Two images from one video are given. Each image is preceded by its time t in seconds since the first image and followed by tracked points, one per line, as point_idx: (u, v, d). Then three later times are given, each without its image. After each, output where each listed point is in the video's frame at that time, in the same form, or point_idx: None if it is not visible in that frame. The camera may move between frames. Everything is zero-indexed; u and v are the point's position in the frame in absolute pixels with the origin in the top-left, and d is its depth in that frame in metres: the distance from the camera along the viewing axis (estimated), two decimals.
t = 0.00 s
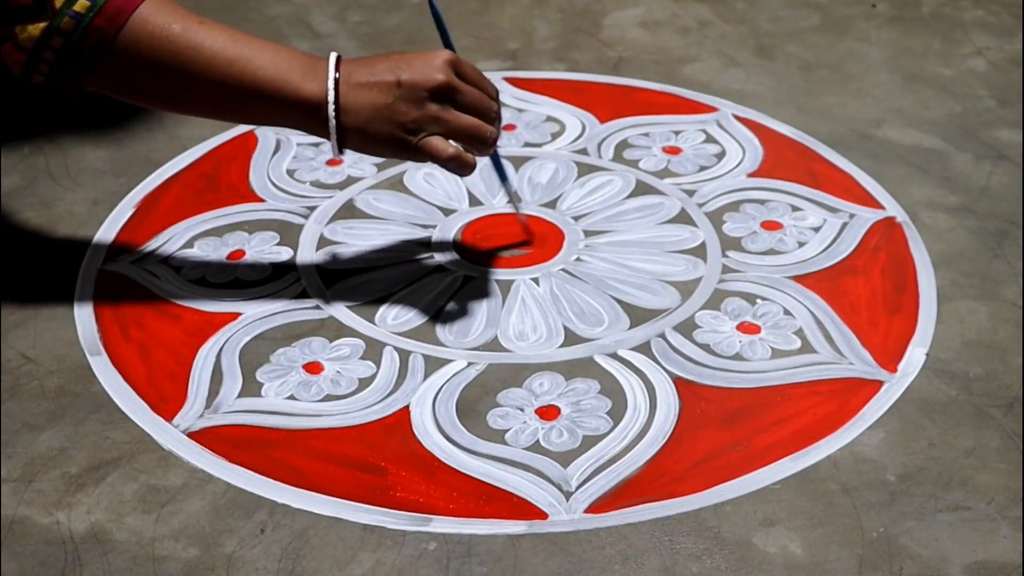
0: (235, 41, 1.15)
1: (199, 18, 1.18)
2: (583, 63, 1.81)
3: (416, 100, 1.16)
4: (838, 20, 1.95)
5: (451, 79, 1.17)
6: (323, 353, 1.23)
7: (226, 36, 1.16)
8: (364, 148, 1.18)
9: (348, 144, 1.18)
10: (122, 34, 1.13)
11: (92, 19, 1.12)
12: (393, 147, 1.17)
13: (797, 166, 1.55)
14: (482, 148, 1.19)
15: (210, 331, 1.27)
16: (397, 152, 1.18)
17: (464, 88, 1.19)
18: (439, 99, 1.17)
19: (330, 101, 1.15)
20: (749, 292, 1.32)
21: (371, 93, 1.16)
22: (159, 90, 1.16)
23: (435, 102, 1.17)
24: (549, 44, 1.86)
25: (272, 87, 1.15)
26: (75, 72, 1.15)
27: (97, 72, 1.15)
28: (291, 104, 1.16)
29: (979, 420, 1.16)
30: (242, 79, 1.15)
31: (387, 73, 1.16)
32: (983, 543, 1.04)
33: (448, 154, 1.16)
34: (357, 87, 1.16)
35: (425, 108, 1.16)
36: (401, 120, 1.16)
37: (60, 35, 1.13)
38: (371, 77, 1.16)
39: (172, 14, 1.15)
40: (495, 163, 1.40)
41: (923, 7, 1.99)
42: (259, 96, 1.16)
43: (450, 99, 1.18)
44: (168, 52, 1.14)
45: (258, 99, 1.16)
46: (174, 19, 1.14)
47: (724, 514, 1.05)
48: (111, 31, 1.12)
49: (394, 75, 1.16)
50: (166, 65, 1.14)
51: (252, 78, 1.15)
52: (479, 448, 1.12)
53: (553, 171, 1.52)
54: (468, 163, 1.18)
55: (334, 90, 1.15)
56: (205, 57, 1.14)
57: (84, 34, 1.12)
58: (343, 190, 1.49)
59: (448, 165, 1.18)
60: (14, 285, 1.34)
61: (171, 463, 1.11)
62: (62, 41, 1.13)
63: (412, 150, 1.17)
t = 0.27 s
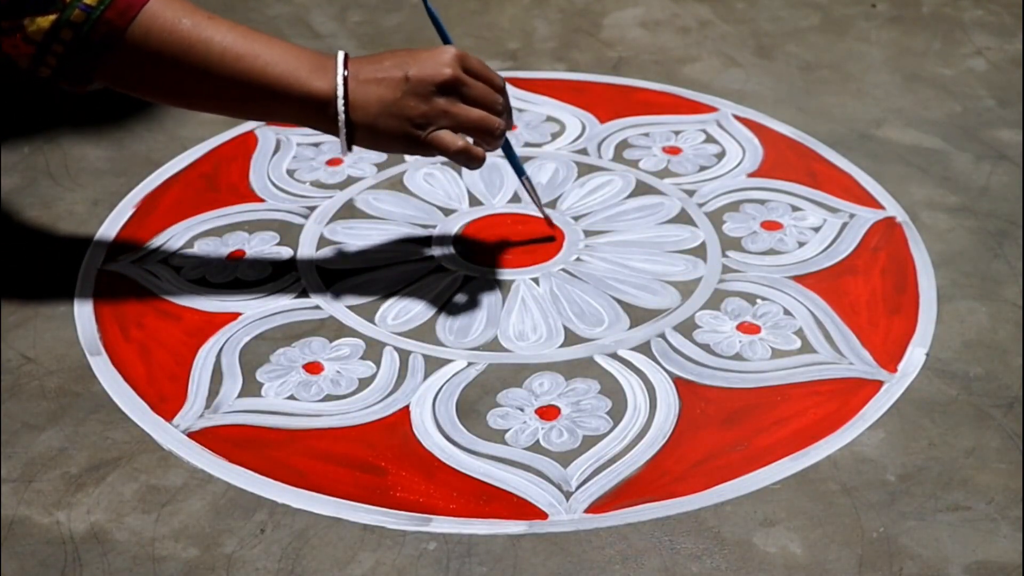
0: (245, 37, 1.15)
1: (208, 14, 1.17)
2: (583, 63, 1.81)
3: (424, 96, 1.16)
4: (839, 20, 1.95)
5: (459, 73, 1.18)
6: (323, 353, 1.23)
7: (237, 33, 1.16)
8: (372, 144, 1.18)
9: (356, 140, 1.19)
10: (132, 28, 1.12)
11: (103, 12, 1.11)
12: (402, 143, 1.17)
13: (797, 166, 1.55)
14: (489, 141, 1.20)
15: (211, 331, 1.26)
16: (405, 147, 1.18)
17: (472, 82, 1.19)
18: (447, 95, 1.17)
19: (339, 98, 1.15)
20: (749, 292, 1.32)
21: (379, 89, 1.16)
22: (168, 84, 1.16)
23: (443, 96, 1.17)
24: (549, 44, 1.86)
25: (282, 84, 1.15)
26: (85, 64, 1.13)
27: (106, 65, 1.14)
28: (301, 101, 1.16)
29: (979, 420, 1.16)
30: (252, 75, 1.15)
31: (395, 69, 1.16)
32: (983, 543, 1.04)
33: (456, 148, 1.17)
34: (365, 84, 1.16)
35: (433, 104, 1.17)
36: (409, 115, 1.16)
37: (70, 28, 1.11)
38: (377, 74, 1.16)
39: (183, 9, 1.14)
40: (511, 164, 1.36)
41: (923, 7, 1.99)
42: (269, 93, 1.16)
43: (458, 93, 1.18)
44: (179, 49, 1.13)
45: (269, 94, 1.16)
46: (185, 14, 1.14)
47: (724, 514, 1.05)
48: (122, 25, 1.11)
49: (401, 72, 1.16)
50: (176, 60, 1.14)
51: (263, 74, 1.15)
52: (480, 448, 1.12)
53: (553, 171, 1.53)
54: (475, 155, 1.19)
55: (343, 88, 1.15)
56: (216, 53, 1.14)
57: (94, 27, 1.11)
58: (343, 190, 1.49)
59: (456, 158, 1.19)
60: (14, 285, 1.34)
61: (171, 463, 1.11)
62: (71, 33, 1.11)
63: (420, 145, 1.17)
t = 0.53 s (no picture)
0: (253, 38, 1.15)
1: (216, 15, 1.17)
2: (583, 63, 1.81)
3: (432, 100, 1.16)
4: (838, 20, 1.95)
5: (467, 78, 1.18)
6: (323, 353, 1.23)
7: (244, 34, 1.15)
8: (380, 147, 1.18)
9: (364, 144, 1.18)
10: (139, 28, 1.12)
11: (110, 12, 1.11)
12: (410, 147, 1.17)
13: (797, 166, 1.55)
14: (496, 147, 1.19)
15: (211, 331, 1.26)
16: (412, 151, 1.18)
17: (479, 87, 1.19)
18: (456, 99, 1.17)
19: (347, 100, 1.15)
20: (749, 292, 1.32)
21: (388, 92, 1.16)
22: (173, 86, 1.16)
23: (452, 101, 1.17)
24: (549, 44, 1.86)
25: (288, 85, 1.15)
26: (90, 63, 1.14)
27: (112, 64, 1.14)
28: (307, 103, 1.16)
29: (979, 420, 1.16)
30: (259, 77, 1.15)
31: (403, 73, 1.16)
32: (984, 543, 1.04)
33: (465, 151, 1.17)
34: (373, 87, 1.16)
35: (441, 108, 1.16)
36: (417, 119, 1.16)
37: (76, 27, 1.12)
38: (386, 77, 1.16)
39: (190, 10, 1.14)
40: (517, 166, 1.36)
41: (923, 7, 1.99)
42: (275, 95, 1.15)
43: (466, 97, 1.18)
44: (185, 48, 1.13)
45: (274, 96, 1.16)
46: (192, 14, 1.14)
47: (724, 514, 1.05)
48: (129, 24, 1.12)
49: (409, 75, 1.16)
50: (183, 60, 1.14)
51: (269, 75, 1.15)
52: (479, 448, 1.12)
53: (553, 171, 1.53)
54: (483, 159, 1.18)
55: (351, 91, 1.15)
56: (223, 53, 1.14)
57: (101, 26, 1.12)
58: (342, 190, 1.49)
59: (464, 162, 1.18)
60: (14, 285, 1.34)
61: (171, 463, 1.11)
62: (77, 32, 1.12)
63: (428, 149, 1.17)
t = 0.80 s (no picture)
0: (242, 44, 1.15)
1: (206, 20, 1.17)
2: (583, 63, 1.81)
3: (422, 109, 1.16)
4: (838, 20, 1.95)
5: (457, 90, 1.18)
6: (323, 353, 1.23)
7: (233, 39, 1.15)
8: (367, 157, 1.18)
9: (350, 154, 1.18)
10: (128, 30, 1.12)
11: (99, 13, 1.11)
12: (396, 156, 1.17)
13: (797, 166, 1.55)
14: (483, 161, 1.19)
15: (211, 331, 1.27)
16: (399, 161, 1.17)
17: (470, 101, 1.19)
18: (446, 109, 1.18)
19: (336, 106, 1.14)
20: (749, 292, 1.32)
21: (377, 101, 1.16)
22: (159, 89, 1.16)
23: (441, 111, 1.17)
24: (548, 44, 1.86)
25: (276, 91, 1.15)
26: (79, 65, 1.14)
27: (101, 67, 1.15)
28: (294, 109, 1.15)
29: (979, 420, 1.16)
30: (246, 82, 1.15)
31: (393, 82, 1.17)
32: (984, 543, 1.04)
33: (451, 161, 1.16)
34: (363, 95, 1.16)
35: (430, 117, 1.16)
36: (405, 127, 1.16)
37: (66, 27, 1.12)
38: (377, 86, 1.17)
39: (180, 14, 1.15)
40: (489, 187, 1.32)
41: (923, 7, 1.99)
42: (262, 100, 1.15)
43: (455, 109, 1.18)
44: (173, 51, 1.13)
45: (261, 102, 1.15)
46: (182, 18, 1.14)
47: (724, 514, 1.05)
48: (117, 26, 1.12)
49: (400, 84, 1.17)
50: (171, 63, 1.14)
51: (257, 81, 1.15)
52: (479, 448, 1.12)
53: (553, 171, 1.52)
54: (470, 171, 1.17)
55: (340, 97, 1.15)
56: (210, 57, 1.14)
57: (90, 27, 1.12)
58: (342, 190, 1.49)
59: (449, 173, 1.18)
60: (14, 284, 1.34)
61: (171, 463, 1.11)
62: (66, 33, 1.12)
63: (416, 159, 1.17)
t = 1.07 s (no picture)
0: (233, 41, 1.16)
1: (196, 17, 1.18)
2: (583, 63, 1.81)
3: (407, 110, 1.16)
4: (839, 20, 1.95)
5: (445, 87, 1.17)
6: (323, 353, 1.23)
7: (224, 36, 1.16)
8: (357, 148, 1.19)
9: (343, 142, 1.19)
10: (120, 34, 1.13)
11: (91, 20, 1.12)
12: (384, 152, 1.18)
13: (797, 166, 1.55)
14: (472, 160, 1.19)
15: (211, 331, 1.27)
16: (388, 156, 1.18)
17: (459, 95, 1.17)
18: (432, 109, 1.17)
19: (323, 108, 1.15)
20: (749, 292, 1.32)
21: (363, 98, 1.16)
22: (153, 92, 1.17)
23: (428, 112, 1.17)
24: (548, 44, 1.86)
25: (269, 88, 1.15)
26: (73, 72, 1.15)
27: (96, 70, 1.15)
28: (288, 105, 1.16)
29: (979, 420, 1.16)
30: (239, 79, 1.15)
31: (380, 79, 1.16)
32: (983, 543, 1.04)
33: (437, 166, 1.17)
34: (350, 92, 1.16)
35: (417, 119, 1.16)
36: (391, 127, 1.16)
37: (58, 35, 1.12)
38: (365, 82, 1.16)
39: (170, 14, 1.15)
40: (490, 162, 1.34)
41: (923, 7, 1.99)
42: (256, 97, 1.16)
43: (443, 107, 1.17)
44: (166, 53, 1.14)
45: (255, 99, 1.16)
46: (172, 18, 1.14)
47: (724, 514, 1.05)
48: (110, 31, 1.12)
49: (387, 82, 1.15)
50: (164, 65, 1.15)
51: (250, 78, 1.16)
52: (480, 448, 1.12)
53: (553, 171, 1.52)
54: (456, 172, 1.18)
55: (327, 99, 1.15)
56: (202, 57, 1.15)
57: (82, 34, 1.12)
58: (342, 190, 1.49)
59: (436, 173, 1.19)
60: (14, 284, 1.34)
61: (171, 463, 1.11)
62: (60, 41, 1.13)
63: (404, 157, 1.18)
